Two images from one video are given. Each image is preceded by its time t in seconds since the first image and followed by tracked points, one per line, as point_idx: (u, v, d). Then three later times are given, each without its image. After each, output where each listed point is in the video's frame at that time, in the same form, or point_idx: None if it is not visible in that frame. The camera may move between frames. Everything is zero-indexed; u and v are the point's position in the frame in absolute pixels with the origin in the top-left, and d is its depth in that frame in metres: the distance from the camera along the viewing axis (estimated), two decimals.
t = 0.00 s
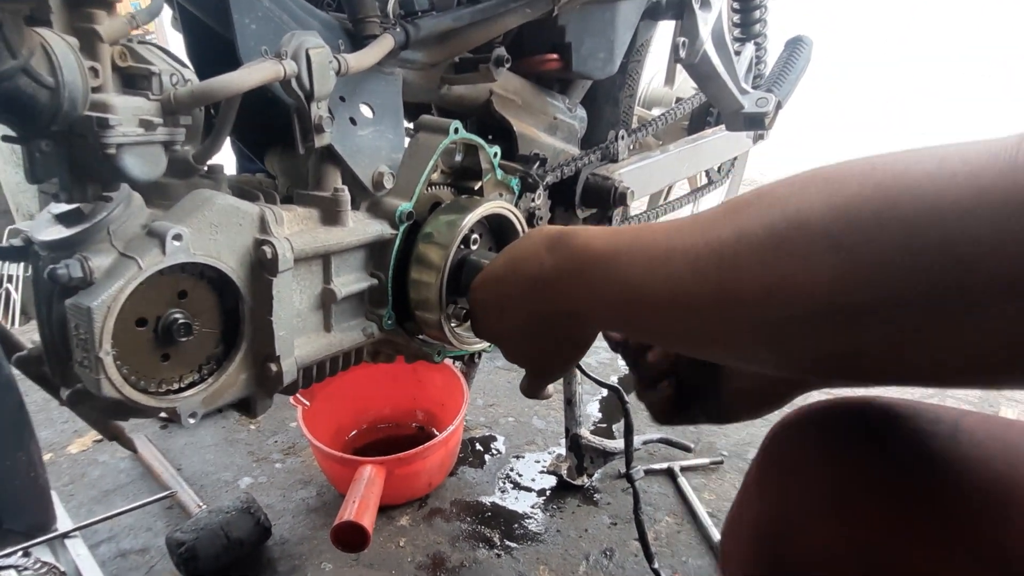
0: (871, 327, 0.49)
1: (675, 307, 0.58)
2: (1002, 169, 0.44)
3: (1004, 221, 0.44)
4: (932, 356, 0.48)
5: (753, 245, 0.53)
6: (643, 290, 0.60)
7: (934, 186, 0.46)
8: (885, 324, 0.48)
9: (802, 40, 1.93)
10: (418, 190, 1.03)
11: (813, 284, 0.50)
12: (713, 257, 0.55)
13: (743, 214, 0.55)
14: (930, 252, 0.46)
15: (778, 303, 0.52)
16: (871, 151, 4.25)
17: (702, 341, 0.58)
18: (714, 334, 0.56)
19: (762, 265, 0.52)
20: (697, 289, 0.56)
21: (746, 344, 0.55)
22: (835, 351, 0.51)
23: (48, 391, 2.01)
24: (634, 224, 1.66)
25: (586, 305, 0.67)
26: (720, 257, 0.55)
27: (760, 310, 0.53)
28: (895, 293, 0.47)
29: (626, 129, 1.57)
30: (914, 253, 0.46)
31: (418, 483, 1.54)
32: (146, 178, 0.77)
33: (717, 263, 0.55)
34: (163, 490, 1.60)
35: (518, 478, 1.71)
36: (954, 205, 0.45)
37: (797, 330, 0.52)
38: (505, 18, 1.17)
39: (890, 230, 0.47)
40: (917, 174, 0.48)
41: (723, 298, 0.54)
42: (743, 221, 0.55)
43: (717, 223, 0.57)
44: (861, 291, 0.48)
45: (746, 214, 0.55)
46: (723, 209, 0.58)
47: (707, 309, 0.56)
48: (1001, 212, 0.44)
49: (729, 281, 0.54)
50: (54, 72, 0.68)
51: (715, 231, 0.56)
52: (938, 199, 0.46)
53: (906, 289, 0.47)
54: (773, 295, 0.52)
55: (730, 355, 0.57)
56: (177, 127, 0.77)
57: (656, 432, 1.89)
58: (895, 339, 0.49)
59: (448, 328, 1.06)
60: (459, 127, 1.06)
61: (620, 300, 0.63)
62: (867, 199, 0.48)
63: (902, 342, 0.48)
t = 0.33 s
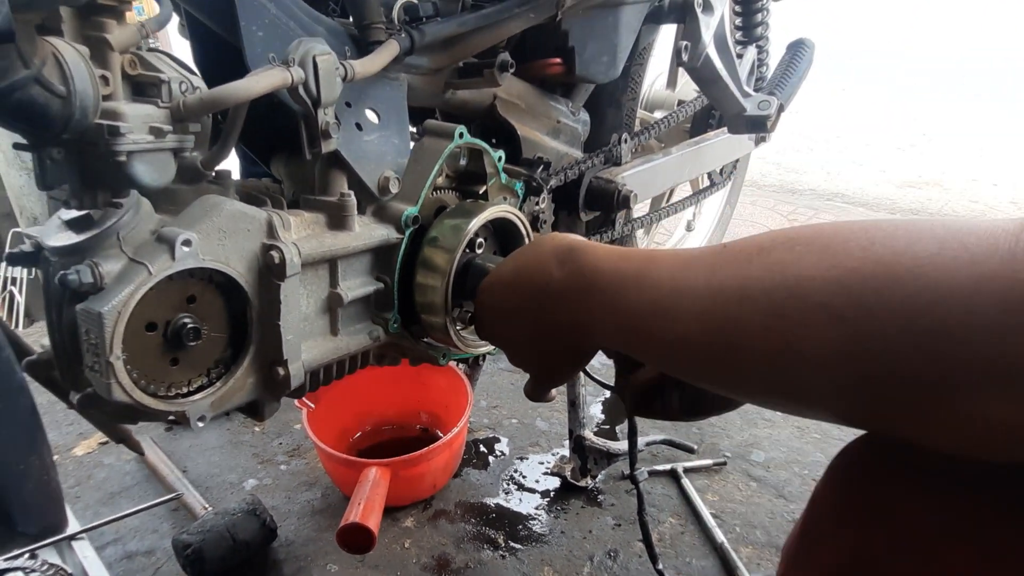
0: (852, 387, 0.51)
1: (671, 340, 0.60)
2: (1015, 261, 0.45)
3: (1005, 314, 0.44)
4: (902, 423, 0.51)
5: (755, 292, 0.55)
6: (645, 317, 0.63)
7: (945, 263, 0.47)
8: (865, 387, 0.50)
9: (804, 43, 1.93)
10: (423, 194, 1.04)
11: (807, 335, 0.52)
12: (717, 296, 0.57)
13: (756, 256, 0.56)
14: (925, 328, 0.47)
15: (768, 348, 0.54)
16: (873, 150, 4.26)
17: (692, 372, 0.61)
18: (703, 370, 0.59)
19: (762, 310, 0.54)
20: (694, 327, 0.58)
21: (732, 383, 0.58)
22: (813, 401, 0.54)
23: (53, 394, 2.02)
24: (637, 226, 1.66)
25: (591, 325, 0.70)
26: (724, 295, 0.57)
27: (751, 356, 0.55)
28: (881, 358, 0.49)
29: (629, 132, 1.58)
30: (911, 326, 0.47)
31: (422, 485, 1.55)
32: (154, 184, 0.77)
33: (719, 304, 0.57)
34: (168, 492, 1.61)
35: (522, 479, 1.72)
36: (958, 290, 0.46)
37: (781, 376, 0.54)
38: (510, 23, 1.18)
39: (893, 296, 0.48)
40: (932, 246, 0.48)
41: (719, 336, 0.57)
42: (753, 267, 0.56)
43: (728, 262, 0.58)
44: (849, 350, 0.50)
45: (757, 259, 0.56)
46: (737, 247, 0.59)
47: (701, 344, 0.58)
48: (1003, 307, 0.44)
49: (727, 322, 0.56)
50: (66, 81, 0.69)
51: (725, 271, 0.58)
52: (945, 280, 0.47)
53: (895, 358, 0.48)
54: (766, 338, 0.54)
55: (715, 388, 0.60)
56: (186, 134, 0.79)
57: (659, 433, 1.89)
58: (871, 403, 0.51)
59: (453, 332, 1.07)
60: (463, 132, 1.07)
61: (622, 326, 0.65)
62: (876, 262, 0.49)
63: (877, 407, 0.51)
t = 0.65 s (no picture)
0: (844, 398, 0.51)
1: (666, 345, 0.61)
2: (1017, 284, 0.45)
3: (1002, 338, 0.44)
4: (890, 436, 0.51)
5: (754, 302, 0.55)
6: (641, 321, 0.63)
7: (944, 282, 0.47)
8: (858, 399, 0.50)
9: (804, 45, 1.94)
10: (425, 198, 1.04)
11: (803, 343, 0.52)
12: (715, 303, 0.57)
13: (758, 264, 0.56)
14: (922, 346, 0.47)
15: (763, 354, 0.54)
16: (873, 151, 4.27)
17: (684, 375, 0.61)
18: (695, 373, 0.59)
19: (759, 317, 0.54)
20: (691, 333, 0.58)
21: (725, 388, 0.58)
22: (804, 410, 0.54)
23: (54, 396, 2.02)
24: (638, 228, 1.67)
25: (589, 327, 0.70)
26: (721, 302, 0.57)
27: (744, 364, 0.55)
28: (877, 372, 0.49)
29: (630, 134, 1.58)
30: (909, 342, 0.47)
31: (423, 487, 1.55)
32: (157, 190, 0.77)
33: (716, 310, 0.57)
34: (170, 495, 1.61)
35: (522, 481, 1.72)
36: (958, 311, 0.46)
37: (773, 384, 0.54)
38: (510, 27, 1.18)
39: (893, 310, 0.48)
40: (934, 265, 0.48)
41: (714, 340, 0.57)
42: (753, 276, 0.56)
43: (730, 269, 0.58)
44: (844, 361, 0.50)
45: (758, 269, 0.56)
46: (739, 255, 0.59)
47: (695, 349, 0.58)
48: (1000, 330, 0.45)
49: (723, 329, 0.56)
50: (70, 87, 0.69)
51: (726, 278, 0.58)
52: (944, 299, 0.47)
53: (888, 373, 0.48)
54: (762, 344, 0.54)
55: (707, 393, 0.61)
56: (189, 139, 0.79)
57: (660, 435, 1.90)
58: (862, 415, 0.51)
59: (454, 335, 1.07)
60: (464, 136, 1.07)
61: (619, 329, 0.66)
62: (877, 277, 0.49)
63: (867, 420, 0.51)
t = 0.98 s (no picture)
0: (871, 388, 0.52)
1: (684, 335, 0.61)
2: None
3: None
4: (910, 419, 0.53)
5: (781, 296, 0.55)
6: (661, 314, 0.63)
7: (974, 279, 0.48)
8: (882, 389, 0.52)
9: (807, 42, 1.93)
10: (430, 192, 1.04)
11: (834, 337, 0.52)
12: (740, 296, 0.57)
13: (781, 256, 0.56)
14: (955, 341, 0.48)
15: (791, 346, 0.54)
16: (874, 151, 4.26)
17: (704, 364, 0.62)
18: (717, 362, 0.60)
19: (783, 311, 0.54)
20: (716, 326, 0.58)
21: (747, 376, 0.59)
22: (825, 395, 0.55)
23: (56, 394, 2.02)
24: (641, 225, 1.66)
25: (602, 319, 0.70)
26: (746, 294, 0.57)
27: (771, 355, 0.56)
28: (908, 366, 0.50)
29: (634, 131, 1.58)
30: (942, 337, 0.48)
31: (426, 485, 1.55)
32: (164, 182, 0.77)
33: (742, 303, 0.57)
34: (173, 492, 1.60)
35: (526, 479, 1.72)
36: (991, 308, 0.47)
37: (799, 374, 0.55)
38: (515, 22, 1.18)
39: (925, 305, 0.49)
40: (963, 261, 0.49)
41: (740, 333, 0.57)
42: (779, 270, 0.56)
43: (751, 261, 0.58)
44: (875, 354, 0.51)
45: (783, 262, 0.56)
46: (759, 246, 0.59)
47: (720, 340, 0.58)
48: None
49: (749, 322, 0.56)
50: (77, 78, 0.69)
51: (749, 270, 0.58)
52: (976, 296, 0.48)
53: (920, 366, 0.49)
54: (786, 337, 0.54)
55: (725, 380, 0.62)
56: (195, 131, 0.79)
57: (663, 433, 1.89)
58: (887, 402, 0.52)
59: (460, 330, 1.07)
60: (469, 130, 1.07)
61: (637, 321, 0.66)
62: (907, 273, 0.50)
63: (889, 405, 0.52)
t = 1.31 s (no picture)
0: (873, 385, 0.52)
1: (684, 326, 0.62)
2: None
3: None
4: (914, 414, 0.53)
5: (784, 294, 0.55)
6: (665, 310, 0.64)
7: (979, 280, 0.49)
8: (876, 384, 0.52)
9: (809, 43, 1.94)
10: (436, 192, 1.06)
11: (836, 335, 0.53)
12: (743, 294, 0.58)
13: (784, 254, 0.57)
14: (956, 341, 0.48)
15: (793, 344, 0.55)
16: (876, 152, 4.28)
17: (709, 359, 0.63)
18: (721, 357, 0.61)
19: (779, 305, 0.55)
20: (719, 323, 0.59)
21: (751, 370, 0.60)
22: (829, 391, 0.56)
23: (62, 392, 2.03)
24: (644, 225, 1.67)
25: (606, 314, 0.71)
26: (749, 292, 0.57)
27: (773, 351, 0.57)
28: (910, 365, 0.50)
29: (637, 131, 1.59)
30: (944, 338, 0.49)
31: (431, 482, 1.56)
32: (177, 180, 0.79)
33: (745, 300, 0.58)
34: (178, 490, 1.62)
35: (529, 477, 1.73)
36: (994, 311, 0.47)
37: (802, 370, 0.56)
38: (520, 24, 1.19)
39: (927, 306, 0.49)
40: (967, 264, 0.50)
41: (742, 329, 0.58)
42: (782, 269, 0.56)
43: (755, 259, 0.58)
44: (877, 353, 0.51)
45: (787, 260, 0.56)
46: (763, 243, 0.59)
47: (723, 336, 0.59)
48: None
49: (753, 319, 0.57)
50: (92, 78, 0.70)
51: (752, 268, 0.58)
52: (979, 298, 0.48)
53: (921, 366, 0.50)
54: (783, 330, 0.55)
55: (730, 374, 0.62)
56: (207, 131, 0.80)
57: (665, 432, 1.90)
58: (890, 398, 0.53)
59: (465, 328, 1.08)
60: (475, 131, 1.08)
61: (641, 316, 0.67)
62: (911, 274, 0.50)
63: (883, 397, 0.53)
